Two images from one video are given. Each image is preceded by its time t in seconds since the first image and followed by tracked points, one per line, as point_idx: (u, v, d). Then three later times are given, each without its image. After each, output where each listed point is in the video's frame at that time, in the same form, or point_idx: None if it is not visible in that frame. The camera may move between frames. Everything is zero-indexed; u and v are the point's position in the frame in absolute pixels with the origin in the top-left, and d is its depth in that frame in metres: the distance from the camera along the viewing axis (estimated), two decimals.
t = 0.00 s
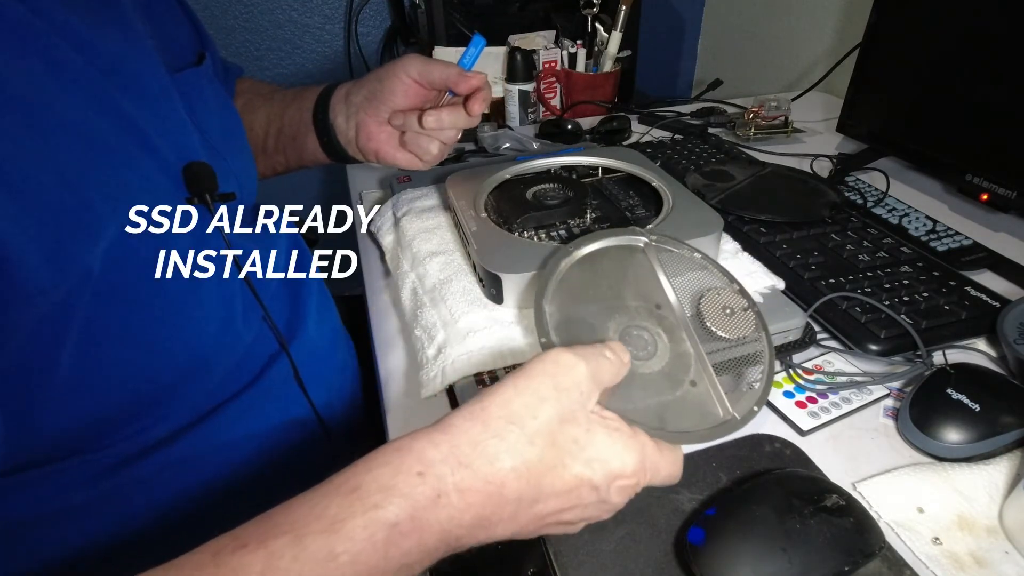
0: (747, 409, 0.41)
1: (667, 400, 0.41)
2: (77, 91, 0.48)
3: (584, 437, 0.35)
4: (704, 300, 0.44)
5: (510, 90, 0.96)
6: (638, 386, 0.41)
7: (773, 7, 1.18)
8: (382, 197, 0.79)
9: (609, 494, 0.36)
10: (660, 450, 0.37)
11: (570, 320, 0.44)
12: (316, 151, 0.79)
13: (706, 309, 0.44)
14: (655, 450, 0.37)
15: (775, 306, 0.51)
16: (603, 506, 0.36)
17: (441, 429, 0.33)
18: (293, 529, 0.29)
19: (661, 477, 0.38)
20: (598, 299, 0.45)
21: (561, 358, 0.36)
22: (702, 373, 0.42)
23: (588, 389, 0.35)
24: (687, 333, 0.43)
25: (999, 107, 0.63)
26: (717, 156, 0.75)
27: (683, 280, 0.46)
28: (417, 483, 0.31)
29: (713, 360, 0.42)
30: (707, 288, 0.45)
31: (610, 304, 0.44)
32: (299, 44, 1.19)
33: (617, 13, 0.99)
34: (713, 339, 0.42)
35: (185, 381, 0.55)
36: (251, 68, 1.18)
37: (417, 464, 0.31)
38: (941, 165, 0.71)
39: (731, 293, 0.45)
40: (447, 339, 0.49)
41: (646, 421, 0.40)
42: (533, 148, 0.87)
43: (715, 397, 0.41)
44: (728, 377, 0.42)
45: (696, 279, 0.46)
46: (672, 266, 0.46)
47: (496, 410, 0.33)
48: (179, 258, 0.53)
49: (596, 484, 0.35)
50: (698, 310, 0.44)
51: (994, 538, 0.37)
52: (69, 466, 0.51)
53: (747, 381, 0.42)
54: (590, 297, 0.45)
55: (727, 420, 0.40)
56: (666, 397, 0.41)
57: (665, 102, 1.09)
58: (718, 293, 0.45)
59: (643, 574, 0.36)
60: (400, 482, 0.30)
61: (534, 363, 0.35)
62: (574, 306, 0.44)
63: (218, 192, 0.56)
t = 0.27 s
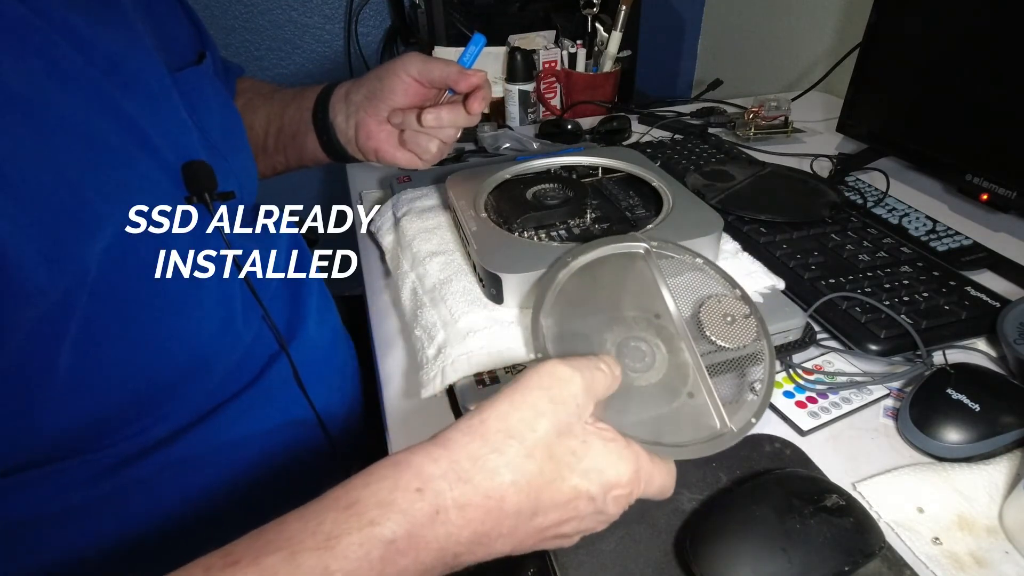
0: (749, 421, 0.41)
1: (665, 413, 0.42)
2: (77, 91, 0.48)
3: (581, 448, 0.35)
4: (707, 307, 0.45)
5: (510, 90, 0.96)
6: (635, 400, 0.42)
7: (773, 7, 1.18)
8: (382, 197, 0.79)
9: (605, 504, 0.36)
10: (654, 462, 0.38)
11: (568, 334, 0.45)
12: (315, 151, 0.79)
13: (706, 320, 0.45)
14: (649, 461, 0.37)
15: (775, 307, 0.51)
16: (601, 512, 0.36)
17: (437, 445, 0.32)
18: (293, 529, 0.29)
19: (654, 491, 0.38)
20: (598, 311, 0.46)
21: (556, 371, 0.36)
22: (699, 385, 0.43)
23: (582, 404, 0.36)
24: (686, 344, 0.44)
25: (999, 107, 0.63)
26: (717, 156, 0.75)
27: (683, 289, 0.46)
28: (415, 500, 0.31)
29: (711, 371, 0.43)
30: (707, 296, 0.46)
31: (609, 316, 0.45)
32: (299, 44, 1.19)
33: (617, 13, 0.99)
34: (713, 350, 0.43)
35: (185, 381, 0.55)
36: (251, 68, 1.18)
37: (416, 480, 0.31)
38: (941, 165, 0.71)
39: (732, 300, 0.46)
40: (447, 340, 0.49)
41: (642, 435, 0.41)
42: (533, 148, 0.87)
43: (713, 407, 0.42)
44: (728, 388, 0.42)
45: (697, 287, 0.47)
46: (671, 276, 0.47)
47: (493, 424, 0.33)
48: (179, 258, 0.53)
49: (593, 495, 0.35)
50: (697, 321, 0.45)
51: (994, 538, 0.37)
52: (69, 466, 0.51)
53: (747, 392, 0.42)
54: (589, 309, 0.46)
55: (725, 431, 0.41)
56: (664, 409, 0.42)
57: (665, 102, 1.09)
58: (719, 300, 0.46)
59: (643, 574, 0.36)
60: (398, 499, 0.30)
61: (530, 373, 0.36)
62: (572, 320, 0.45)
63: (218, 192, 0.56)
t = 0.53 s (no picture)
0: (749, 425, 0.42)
1: (665, 418, 0.42)
2: (77, 89, 0.48)
3: (584, 449, 0.35)
4: (707, 309, 0.45)
5: (510, 90, 0.96)
6: (635, 403, 0.42)
7: (773, 7, 1.18)
8: (382, 197, 0.79)
9: (607, 504, 0.36)
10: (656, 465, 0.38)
11: (568, 337, 0.45)
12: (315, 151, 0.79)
13: (707, 322, 0.45)
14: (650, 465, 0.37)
15: (775, 307, 0.51)
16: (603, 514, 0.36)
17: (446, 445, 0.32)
18: (296, 530, 0.29)
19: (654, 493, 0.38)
20: (597, 316, 0.46)
21: (560, 372, 0.36)
22: (699, 388, 0.43)
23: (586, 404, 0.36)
24: (687, 346, 0.44)
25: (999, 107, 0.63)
26: (717, 157, 0.75)
27: (684, 290, 0.46)
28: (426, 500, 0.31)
29: (711, 374, 0.43)
30: (708, 297, 0.46)
31: (610, 318, 0.45)
32: (299, 44, 1.19)
33: (617, 12, 0.99)
34: (713, 351, 0.43)
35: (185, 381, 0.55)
36: (250, 68, 1.18)
37: (426, 481, 0.31)
38: (941, 165, 0.71)
39: (732, 301, 0.46)
40: (448, 340, 0.48)
41: (641, 438, 0.42)
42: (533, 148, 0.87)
43: (713, 410, 0.42)
44: (729, 390, 0.42)
45: (698, 288, 0.47)
46: (671, 277, 0.47)
47: (500, 425, 0.33)
48: (179, 257, 0.53)
49: (596, 494, 0.35)
50: (698, 322, 0.45)
51: (994, 538, 0.37)
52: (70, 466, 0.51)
53: (747, 395, 0.43)
54: (589, 313, 0.46)
55: (725, 436, 0.41)
56: (664, 413, 0.42)
57: (665, 102, 1.09)
58: (719, 301, 0.46)
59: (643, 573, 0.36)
60: (408, 500, 0.30)
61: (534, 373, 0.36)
62: (572, 322, 0.46)
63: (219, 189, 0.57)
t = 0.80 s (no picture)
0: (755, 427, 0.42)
1: (672, 423, 0.42)
2: (78, 87, 0.48)
3: (585, 465, 0.35)
4: (709, 313, 0.46)
5: (510, 90, 0.96)
6: (641, 409, 0.42)
7: (773, 7, 1.18)
8: (382, 197, 0.79)
9: (604, 522, 0.36)
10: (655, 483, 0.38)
11: (569, 348, 0.45)
12: (315, 151, 0.79)
13: (709, 327, 0.46)
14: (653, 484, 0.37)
15: (775, 306, 0.50)
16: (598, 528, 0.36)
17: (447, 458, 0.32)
18: (291, 541, 0.29)
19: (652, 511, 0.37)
20: (598, 324, 0.46)
21: (566, 385, 0.36)
22: (704, 392, 0.43)
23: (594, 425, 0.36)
24: (689, 351, 0.44)
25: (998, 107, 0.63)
26: (717, 156, 0.75)
27: (686, 295, 0.47)
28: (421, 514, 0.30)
29: (715, 377, 0.43)
30: (710, 301, 0.47)
31: (609, 328, 0.45)
32: (299, 44, 1.19)
33: (617, 12, 0.99)
34: (713, 352, 0.44)
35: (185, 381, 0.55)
36: (251, 68, 1.18)
37: (421, 494, 0.31)
38: (941, 165, 0.71)
39: (733, 305, 0.47)
40: (449, 340, 0.48)
41: (650, 445, 0.41)
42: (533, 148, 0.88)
43: (719, 413, 0.42)
44: (734, 393, 0.43)
45: (699, 292, 0.48)
46: (671, 282, 0.48)
47: (501, 438, 0.33)
48: (179, 256, 0.53)
49: (593, 512, 0.35)
50: (699, 324, 0.46)
51: (994, 538, 0.37)
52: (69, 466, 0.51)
53: (753, 398, 0.43)
54: (590, 321, 0.46)
55: (734, 439, 0.41)
56: (671, 417, 0.42)
57: (665, 102, 1.09)
58: (720, 305, 0.47)
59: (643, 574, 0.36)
60: (402, 514, 0.30)
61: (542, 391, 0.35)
62: (573, 333, 0.45)
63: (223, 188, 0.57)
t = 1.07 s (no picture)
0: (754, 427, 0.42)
1: (672, 423, 0.42)
2: (77, 87, 0.47)
3: (557, 475, 0.35)
4: (709, 313, 0.46)
5: (510, 90, 0.96)
6: (641, 409, 0.43)
7: (773, 6, 1.18)
8: (382, 197, 0.79)
9: (577, 534, 0.36)
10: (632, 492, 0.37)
11: (569, 347, 0.45)
12: (315, 152, 0.79)
13: (709, 327, 0.46)
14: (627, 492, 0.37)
15: (774, 306, 0.50)
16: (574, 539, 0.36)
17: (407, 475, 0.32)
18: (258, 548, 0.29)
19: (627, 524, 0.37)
20: (598, 323, 0.46)
21: (539, 393, 0.35)
22: (704, 393, 0.43)
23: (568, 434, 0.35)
24: (689, 351, 0.44)
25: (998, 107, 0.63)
26: (717, 156, 0.75)
27: (686, 295, 0.47)
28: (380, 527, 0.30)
29: (715, 377, 0.44)
30: (710, 301, 0.47)
31: (610, 327, 0.45)
32: (299, 44, 1.19)
33: (617, 12, 0.99)
34: (714, 352, 0.44)
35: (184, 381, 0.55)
36: (251, 68, 1.18)
37: (381, 506, 0.30)
38: (941, 165, 0.71)
39: (733, 305, 0.47)
40: (448, 340, 0.48)
41: (650, 445, 0.42)
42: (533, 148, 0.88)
43: (719, 413, 0.43)
44: (734, 394, 0.43)
45: (699, 291, 0.48)
46: (671, 282, 0.48)
47: (476, 448, 0.33)
48: (179, 256, 0.53)
49: (565, 524, 0.35)
50: (699, 324, 0.46)
51: (994, 538, 0.37)
52: (69, 466, 0.51)
53: (752, 399, 0.43)
54: (590, 320, 0.46)
55: (733, 439, 0.42)
56: (670, 417, 0.42)
57: (665, 102, 1.09)
58: (720, 305, 0.47)
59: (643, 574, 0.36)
60: (360, 526, 0.30)
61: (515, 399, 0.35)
62: (573, 331, 0.45)
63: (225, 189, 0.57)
